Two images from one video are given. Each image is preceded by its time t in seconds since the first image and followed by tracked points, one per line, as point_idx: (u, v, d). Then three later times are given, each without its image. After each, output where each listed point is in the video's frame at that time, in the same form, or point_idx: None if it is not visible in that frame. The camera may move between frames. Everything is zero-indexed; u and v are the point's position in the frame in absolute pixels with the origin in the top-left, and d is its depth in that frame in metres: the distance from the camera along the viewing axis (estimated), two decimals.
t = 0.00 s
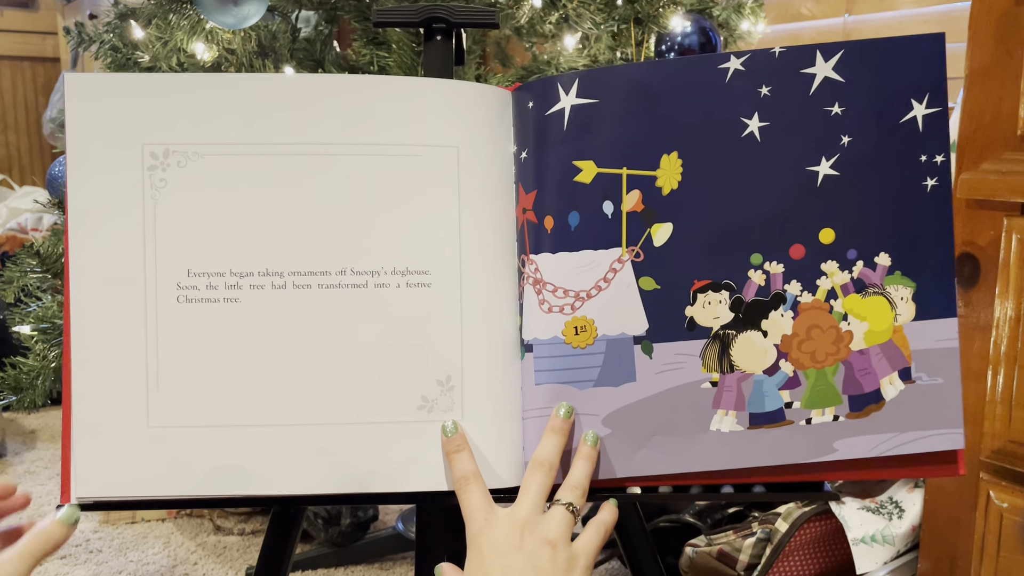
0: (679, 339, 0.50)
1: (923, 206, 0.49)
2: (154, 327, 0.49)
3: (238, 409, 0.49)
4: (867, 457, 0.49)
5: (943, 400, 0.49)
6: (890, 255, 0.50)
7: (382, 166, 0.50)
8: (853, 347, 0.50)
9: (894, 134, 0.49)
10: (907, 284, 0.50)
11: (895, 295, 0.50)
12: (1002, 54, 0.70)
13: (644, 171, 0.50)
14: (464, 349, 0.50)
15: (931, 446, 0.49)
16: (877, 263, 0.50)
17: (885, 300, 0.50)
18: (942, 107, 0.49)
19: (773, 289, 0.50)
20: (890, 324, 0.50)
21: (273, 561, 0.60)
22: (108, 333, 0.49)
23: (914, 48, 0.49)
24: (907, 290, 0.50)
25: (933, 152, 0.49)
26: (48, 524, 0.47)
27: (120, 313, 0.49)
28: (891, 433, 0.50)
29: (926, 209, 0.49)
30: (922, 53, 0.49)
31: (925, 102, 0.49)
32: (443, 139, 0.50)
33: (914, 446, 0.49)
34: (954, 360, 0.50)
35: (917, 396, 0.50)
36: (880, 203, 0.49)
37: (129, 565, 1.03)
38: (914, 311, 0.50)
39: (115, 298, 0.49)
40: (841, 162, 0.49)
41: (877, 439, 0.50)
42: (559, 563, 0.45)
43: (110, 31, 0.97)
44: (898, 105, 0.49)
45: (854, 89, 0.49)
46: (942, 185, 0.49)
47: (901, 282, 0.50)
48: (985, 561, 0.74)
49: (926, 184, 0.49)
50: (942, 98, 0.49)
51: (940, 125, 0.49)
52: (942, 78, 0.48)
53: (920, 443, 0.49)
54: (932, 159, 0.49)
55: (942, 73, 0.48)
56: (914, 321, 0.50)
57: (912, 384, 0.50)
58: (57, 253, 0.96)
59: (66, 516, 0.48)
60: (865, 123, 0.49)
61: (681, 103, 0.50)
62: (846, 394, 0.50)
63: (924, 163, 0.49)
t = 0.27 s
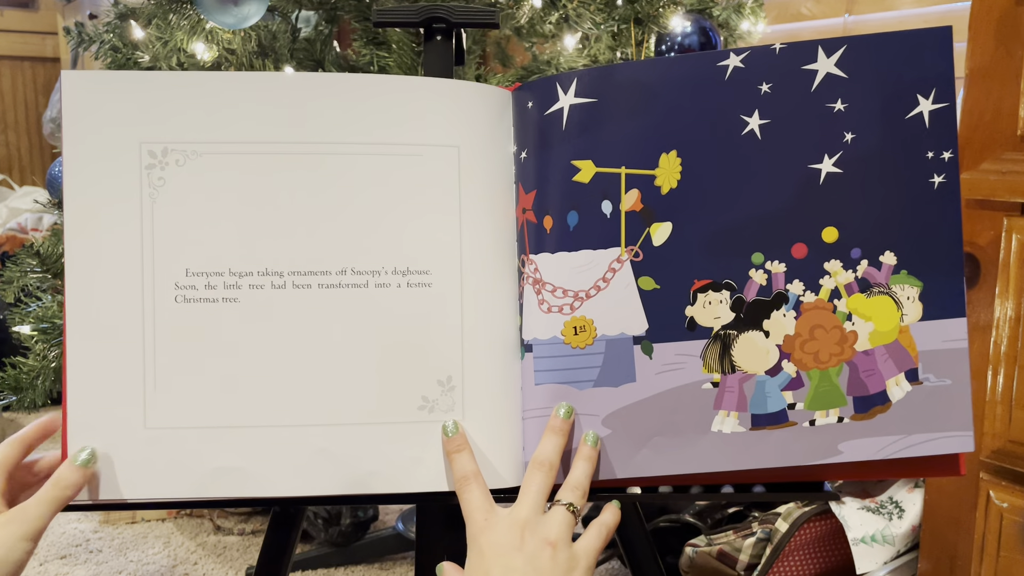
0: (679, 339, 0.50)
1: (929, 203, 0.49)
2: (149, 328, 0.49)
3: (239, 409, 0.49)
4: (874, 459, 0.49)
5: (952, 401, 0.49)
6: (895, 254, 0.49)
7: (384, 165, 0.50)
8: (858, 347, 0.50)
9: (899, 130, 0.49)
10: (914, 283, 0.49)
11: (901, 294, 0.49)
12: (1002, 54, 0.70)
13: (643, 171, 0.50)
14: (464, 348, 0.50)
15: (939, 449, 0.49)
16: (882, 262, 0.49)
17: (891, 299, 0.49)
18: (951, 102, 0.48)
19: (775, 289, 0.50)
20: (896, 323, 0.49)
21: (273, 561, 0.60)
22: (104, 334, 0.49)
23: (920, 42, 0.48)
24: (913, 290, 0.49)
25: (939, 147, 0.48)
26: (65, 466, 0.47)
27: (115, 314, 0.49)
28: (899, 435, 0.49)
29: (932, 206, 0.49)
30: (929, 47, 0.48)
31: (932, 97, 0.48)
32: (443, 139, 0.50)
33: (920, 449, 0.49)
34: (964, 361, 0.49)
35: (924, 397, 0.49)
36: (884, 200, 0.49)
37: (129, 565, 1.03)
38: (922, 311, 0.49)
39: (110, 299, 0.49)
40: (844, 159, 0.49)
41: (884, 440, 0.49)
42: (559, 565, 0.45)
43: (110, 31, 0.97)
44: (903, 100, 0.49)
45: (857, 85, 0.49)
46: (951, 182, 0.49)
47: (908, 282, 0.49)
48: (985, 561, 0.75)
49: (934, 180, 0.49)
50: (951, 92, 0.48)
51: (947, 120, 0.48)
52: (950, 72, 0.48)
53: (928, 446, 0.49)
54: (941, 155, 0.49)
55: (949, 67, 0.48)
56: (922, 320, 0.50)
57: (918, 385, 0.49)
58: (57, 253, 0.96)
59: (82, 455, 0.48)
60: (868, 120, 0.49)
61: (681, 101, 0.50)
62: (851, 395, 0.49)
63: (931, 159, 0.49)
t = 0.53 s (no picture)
0: (679, 341, 0.50)
1: (934, 204, 0.49)
2: (165, 322, 0.50)
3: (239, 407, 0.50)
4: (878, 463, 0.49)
5: (957, 404, 0.48)
6: (898, 255, 0.49)
7: (385, 163, 0.50)
8: (862, 349, 0.49)
9: (902, 129, 0.49)
10: (918, 284, 0.49)
11: (905, 295, 0.49)
12: (1002, 53, 0.70)
13: (642, 170, 0.50)
14: (465, 347, 0.50)
15: (946, 452, 0.48)
16: (885, 262, 0.49)
17: (894, 301, 0.49)
18: (953, 100, 0.48)
19: (777, 290, 0.50)
20: (899, 325, 0.49)
21: (273, 561, 0.60)
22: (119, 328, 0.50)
23: (922, 40, 0.48)
24: (917, 290, 0.49)
25: (941, 147, 0.48)
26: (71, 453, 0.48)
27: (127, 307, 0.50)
28: (902, 439, 0.49)
29: (936, 205, 0.49)
30: (932, 45, 0.48)
31: (935, 96, 0.48)
32: (445, 138, 0.50)
33: (925, 452, 0.48)
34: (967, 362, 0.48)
35: (929, 400, 0.49)
36: (886, 200, 0.49)
37: (129, 565, 1.03)
38: (925, 312, 0.49)
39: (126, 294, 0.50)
40: (846, 158, 0.49)
41: (888, 443, 0.49)
42: (554, 569, 0.45)
43: (110, 31, 0.97)
44: (906, 99, 0.48)
45: (859, 84, 0.49)
46: (953, 182, 0.48)
47: (912, 282, 0.49)
48: (985, 561, 0.75)
49: (937, 180, 0.48)
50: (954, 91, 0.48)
51: (950, 119, 0.48)
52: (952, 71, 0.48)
53: (934, 450, 0.48)
54: (943, 154, 0.48)
55: (951, 66, 0.48)
56: (925, 322, 0.49)
57: (922, 387, 0.49)
58: (57, 253, 0.96)
59: (88, 444, 0.49)
60: (870, 119, 0.49)
61: (681, 100, 0.50)
62: (854, 397, 0.49)
63: (934, 159, 0.48)
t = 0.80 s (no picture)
0: (679, 346, 0.50)
1: (956, 210, 0.47)
2: (169, 310, 0.50)
3: (241, 405, 0.50)
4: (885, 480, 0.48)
5: (975, 423, 0.48)
6: (915, 264, 0.48)
7: (388, 161, 0.50)
8: (872, 362, 0.49)
9: (923, 130, 0.47)
10: (936, 296, 0.48)
11: (922, 308, 0.48)
12: (1003, 53, 0.71)
13: (645, 172, 0.50)
14: (466, 347, 0.50)
15: (959, 474, 0.48)
16: (900, 272, 0.48)
17: (909, 313, 0.48)
18: (984, 99, 0.46)
19: (782, 298, 0.49)
20: (916, 338, 0.48)
21: (273, 560, 0.60)
22: (123, 318, 0.50)
23: (946, 37, 0.46)
24: (935, 303, 0.48)
25: (969, 150, 0.47)
26: (77, 436, 0.48)
27: (132, 300, 0.50)
28: (915, 457, 0.48)
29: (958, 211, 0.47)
30: (959, 39, 0.46)
31: (962, 95, 0.46)
32: (449, 136, 0.50)
33: (940, 472, 0.48)
34: (988, 381, 0.47)
35: (944, 417, 0.48)
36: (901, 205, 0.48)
37: (130, 565, 1.03)
38: (943, 326, 0.48)
39: (133, 284, 0.50)
40: (859, 162, 0.48)
41: (900, 462, 0.48)
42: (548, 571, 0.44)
43: (110, 31, 0.97)
44: (930, 99, 0.47)
45: (875, 83, 0.47)
46: (980, 187, 0.47)
47: (929, 294, 0.48)
48: (985, 561, 0.78)
49: (962, 186, 0.47)
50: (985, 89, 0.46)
51: (978, 120, 0.46)
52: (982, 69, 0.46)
53: (947, 470, 0.48)
54: (970, 158, 0.47)
55: (982, 64, 0.46)
56: (943, 336, 0.48)
57: (938, 405, 0.48)
58: (58, 253, 0.96)
59: (93, 426, 0.49)
60: (886, 120, 0.47)
61: (687, 101, 0.49)
62: (862, 412, 0.49)
63: (960, 162, 0.47)
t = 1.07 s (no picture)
0: (680, 347, 0.50)
1: (965, 211, 0.47)
2: (170, 310, 0.50)
3: (242, 405, 0.50)
4: (893, 492, 0.49)
5: (989, 435, 0.47)
6: (923, 267, 0.48)
7: (389, 161, 0.50)
8: (877, 368, 0.49)
9: (929, 129, 0.47)
10: (944, 300, 0.48)
11: (930, 312, 0.48)
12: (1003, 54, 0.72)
13: (646, 173, 0.50)
14: (468, 347, 0.50)
15: (973, 485, 0.48)
16: (907, 275, 0.48)
17: (916, 317, 0.48)
18: (995, 97, 0.46)
19: (784, 300, 0.49)
20: (922, 343, 0.48)
21: (273, 560, 0.60)
22: (124, 316, 0.50)
23: (954, 31, 0.46)
24: (945, 307, 0.48)
25: (980, 150, 0.46)
26: (76, 434, 0.48)
27: (133, 300, 0.50)
28: (925, 468, 0.48)
29: (965, 212, 0.47)
30: (967, 35, 0.46)
31: (972, 92, 0.46)
32: (451, 136, 0.50)
33: (952, 484, 0.48)
34: (1001, 390, 0.47)
35: (955, 427, 0.48)
36: (907, 205, 0.48)
37: (130, 565, 1.03)
38: (953, 332, 0.48)
39: (132, 281, 0.50)
40: (863, 161, 0.48)
41: (907, 473, 0.49)
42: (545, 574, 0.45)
43: (110, 31, 0.97)
44: (938, 96, 0.46)
45: (880, 81, 0.47)
46: (991, 188, 0.46)
47: (938, 298, 0.48)
48: (985, 562, 0.79)
49: (972, 186, 0.47)
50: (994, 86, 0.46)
51: (987, 119, 0.46)
52: (993, 66, 0.45)
53: (960, 480, 0.48)
54: (980, 157, 0.46)
55: (993, 60, 0.45)
56: (952, 341, 0.48)
57: (948, 413, 0.48)
58: (58, 254, 0.96)
59: (93, 426, 0.49)
60: (893, 119, 0.47)
61: (689, 100, 0.49)
62: (867, 420, 0.49)
63: (969, 162, 0.46)
